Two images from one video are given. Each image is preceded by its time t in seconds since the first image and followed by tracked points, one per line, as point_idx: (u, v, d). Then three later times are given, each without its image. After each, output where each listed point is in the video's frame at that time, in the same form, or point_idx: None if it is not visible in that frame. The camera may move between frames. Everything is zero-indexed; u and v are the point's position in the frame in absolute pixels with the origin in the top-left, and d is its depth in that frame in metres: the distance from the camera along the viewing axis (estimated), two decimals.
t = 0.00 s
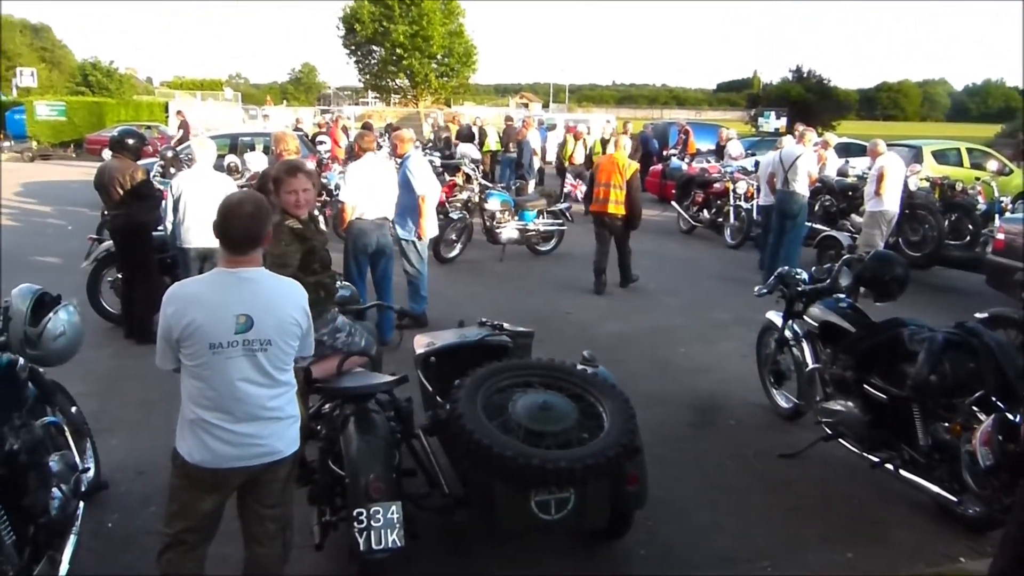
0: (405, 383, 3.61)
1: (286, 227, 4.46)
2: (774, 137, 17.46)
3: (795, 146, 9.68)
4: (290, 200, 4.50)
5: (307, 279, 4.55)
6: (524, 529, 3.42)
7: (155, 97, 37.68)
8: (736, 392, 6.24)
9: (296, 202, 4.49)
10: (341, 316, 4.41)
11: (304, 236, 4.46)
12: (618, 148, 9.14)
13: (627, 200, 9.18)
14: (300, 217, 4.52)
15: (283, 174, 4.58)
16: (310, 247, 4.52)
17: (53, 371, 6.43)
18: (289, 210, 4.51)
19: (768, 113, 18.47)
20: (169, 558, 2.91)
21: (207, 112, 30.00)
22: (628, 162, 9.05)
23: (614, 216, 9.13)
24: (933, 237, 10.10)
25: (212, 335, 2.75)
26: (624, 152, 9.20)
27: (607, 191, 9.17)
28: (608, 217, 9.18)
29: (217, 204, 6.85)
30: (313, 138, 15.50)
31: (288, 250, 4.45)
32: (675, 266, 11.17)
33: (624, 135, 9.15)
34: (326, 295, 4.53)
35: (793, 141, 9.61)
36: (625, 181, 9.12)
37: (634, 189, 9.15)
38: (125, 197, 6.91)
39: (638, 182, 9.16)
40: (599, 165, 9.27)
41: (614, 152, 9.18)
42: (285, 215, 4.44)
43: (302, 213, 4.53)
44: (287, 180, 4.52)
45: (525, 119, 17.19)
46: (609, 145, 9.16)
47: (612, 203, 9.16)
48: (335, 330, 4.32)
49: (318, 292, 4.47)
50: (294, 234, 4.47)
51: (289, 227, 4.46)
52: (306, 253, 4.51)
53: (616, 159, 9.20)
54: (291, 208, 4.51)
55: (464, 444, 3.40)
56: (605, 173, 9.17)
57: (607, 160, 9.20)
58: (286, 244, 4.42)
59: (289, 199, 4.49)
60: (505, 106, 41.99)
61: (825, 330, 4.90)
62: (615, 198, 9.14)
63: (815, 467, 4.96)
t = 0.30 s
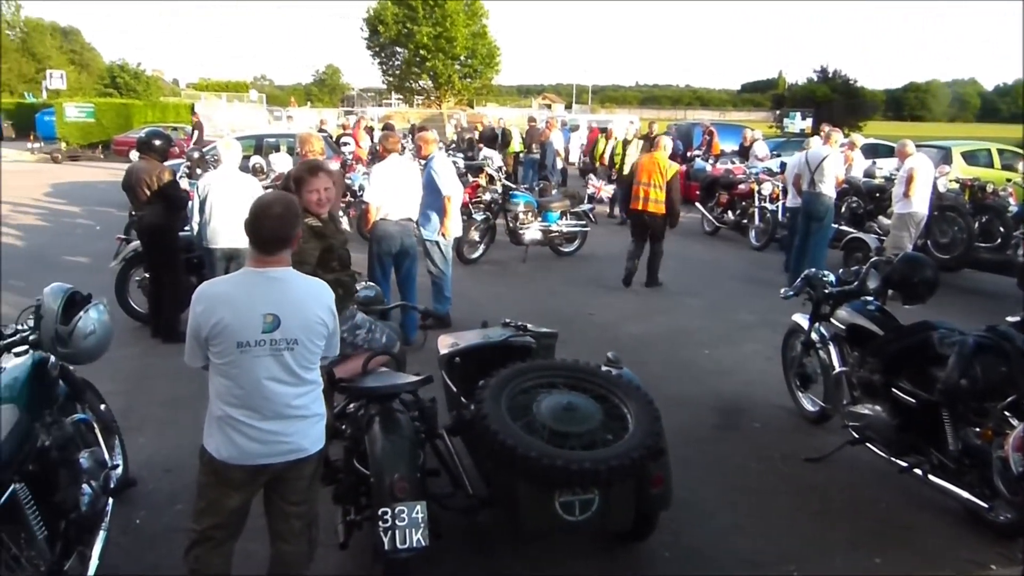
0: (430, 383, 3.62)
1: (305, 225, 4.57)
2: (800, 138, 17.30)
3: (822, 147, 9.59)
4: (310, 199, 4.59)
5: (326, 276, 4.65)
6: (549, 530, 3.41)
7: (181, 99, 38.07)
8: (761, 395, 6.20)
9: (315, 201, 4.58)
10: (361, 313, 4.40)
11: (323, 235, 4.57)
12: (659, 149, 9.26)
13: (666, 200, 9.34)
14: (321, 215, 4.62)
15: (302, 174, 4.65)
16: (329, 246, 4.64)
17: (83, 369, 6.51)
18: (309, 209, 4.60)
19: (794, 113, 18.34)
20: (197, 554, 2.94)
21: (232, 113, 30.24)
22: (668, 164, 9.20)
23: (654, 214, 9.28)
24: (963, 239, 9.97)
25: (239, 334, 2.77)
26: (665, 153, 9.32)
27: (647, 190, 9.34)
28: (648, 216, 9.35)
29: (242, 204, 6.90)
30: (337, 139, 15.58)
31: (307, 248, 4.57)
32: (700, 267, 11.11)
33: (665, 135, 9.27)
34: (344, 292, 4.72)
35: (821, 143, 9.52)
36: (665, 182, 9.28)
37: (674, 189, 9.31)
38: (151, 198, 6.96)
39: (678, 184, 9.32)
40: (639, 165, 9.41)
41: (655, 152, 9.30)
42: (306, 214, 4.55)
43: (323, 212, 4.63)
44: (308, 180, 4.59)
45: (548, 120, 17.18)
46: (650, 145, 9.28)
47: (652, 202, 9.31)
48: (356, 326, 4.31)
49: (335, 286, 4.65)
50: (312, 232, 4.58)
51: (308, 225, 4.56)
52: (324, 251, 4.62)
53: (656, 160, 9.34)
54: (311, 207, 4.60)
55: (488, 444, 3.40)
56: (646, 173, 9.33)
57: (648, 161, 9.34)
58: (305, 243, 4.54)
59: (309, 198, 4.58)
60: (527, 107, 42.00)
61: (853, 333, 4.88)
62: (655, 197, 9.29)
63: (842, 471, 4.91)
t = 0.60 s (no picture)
0: (455, 383, 3.62)
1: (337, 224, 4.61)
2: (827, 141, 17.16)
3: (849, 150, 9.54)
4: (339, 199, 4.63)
5: (357, 274, 4.66)
6: (572, 532, 3.40)
7: (208, 100, 38.42)
8: (786, 399, 6.15)
9: (344, 200, 4.63)
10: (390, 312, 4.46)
11: (354, 234, 4.61)
12: (694, 150, 9.60)
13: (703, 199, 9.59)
14: (351, 215, 4.67)
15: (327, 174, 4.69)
16: (359, 244, 4.68)
17: (112, 366, 6.59)
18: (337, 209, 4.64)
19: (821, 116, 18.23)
20: (223, 550, 2.96)
21: (258, 114, 30.50)
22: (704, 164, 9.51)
23: (692, 212, 9.50)
24: (995, 243, 9.86)
25: (267, 332, 2.79)
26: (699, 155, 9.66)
27: (684, 190, 9.60)
28: (686, 215, 9.58)
29: (269, 204, 6.95)
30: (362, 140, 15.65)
31: (339, 247, 4.61)
32: (724, 270, 11.05)
33: (698, 138, 9.65)
34: (375, 290, 4.70)
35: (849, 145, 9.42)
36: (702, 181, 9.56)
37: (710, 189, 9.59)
38: (178, 198, 7.03)
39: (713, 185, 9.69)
40: (674, 166, 9.71)
41: (689, 154, 9.63)
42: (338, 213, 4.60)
43: (353, 211, 4.68)
44: (336, 179, 4.63)
45: (572, 122, 17.17)
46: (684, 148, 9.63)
47: (688, 201, 9.55)
48: (385, 326, 4.37)
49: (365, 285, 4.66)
50: (344, 231, 4.62)
51: (340, 225, 4.61)
52: (355, 249, 4.67)
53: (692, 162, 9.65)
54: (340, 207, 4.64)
55: (512, 445, 3.40)
56: (682, 174, 9.63)
57: (683, 162, 9.66)
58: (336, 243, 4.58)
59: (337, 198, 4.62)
60: (551, 108, 42.01)
61: (882, 338, 4.83)
62: (693, 196, 9.56)
63: (869, 478, 4.86)
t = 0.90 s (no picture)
0: (480, 381, 3.62)
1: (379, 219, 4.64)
2: (856, 141, 16.98)
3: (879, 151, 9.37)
4: (377, 196, 4.76)
5: (393, 271, 4.58)
6: (596, 531, 3.39)
7: (235, 98, 38.73)
8: (811, 402, 6.10)
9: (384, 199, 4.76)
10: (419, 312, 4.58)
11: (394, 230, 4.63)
12: (727, 148, 9.78)
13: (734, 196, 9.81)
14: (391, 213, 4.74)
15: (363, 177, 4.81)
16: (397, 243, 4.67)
17: (140, 361, 6.66)
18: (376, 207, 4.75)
19: (849, 116, 18.07)
20: (248, 544, 2.98)
21: (284, 112, 30.71)
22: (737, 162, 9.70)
23: (723, 210, 9.72)
24: None
25: (294, 328, 2.81)
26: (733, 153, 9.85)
27: (716, 188, 9.82)
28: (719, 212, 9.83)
29: (296, 202, 7.00)
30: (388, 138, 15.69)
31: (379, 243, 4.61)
32: (750, 271, 10.98)
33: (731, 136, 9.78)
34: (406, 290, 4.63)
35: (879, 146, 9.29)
36: (734, 179, 9.76)
37: (741, 186, 9.81)
38: (204, 196, 7.11)
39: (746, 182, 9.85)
40: (707, 164, 9.92)
41: (723, 152, 9.83)
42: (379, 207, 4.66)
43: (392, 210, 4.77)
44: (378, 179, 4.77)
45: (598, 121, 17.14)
46: (717, 146, 9.80)
47: (720, 199, 9.79)
48: (414, 325, 4.50)
49: (398, 283, 4.59)
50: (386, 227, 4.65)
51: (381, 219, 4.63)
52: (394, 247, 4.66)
53: (725, 159, 9.85)
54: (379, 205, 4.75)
55: (537, 443, 3.40)
56: (715, 172, 9.83)
57: (716, 160, 9.85)
58: (382, 233, 4.45)
59: (378, 195, 4.75)
60: (576, 108, 41.93)
61: (911, 341, 4.79)
62: (725, 194, 9.78)
63: (896, 483, 4.81)
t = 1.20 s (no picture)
0: (504, 378, 3.62)
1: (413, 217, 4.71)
2: (883, 139, 16.81)
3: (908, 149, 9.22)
4: (413, 190, 4.77)
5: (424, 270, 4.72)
6: (619, 530, 3.38)
7: (260, 95, 39.00)
8: (837, 402, 6.04)
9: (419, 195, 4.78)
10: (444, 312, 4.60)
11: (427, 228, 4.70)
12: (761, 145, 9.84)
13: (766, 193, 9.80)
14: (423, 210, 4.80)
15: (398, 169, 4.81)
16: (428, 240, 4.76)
17: (166, 356, 6.73)
18: (411, 200, 4.75)
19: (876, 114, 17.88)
20: (272, 539, 3.00)
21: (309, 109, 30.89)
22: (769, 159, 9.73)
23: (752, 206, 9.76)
24: None
25: (319, 325, 2.82)
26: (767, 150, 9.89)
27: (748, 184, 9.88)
28: (748, 208, 9.83)
29: (321, 199, 7.03)
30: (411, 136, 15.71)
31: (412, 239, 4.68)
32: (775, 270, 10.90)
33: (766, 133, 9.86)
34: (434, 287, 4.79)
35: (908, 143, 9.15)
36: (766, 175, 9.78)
37: (774, 183, 9.83)
38: (231, 190, 7.13)
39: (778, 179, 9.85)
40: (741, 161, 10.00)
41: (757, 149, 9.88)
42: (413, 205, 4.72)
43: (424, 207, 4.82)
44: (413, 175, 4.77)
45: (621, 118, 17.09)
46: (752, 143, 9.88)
47: (751, 194, 9.83)
48: (440, 323, 4.50)
49: (427, 282, 4.76)
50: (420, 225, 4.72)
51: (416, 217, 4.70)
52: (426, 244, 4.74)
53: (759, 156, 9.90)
54: (413, 199, 4.76)
55: (560, 440, 3.39)
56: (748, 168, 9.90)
57: (750, 156, 9.92)
58: (418, 230, 4.65)
59: (413, 189, 4.76)
60: (599, 105, 41.85)
61: (939, 341, 4.73)
62: (756, 190, 9.81)
63: (924, 484, 4.76)
